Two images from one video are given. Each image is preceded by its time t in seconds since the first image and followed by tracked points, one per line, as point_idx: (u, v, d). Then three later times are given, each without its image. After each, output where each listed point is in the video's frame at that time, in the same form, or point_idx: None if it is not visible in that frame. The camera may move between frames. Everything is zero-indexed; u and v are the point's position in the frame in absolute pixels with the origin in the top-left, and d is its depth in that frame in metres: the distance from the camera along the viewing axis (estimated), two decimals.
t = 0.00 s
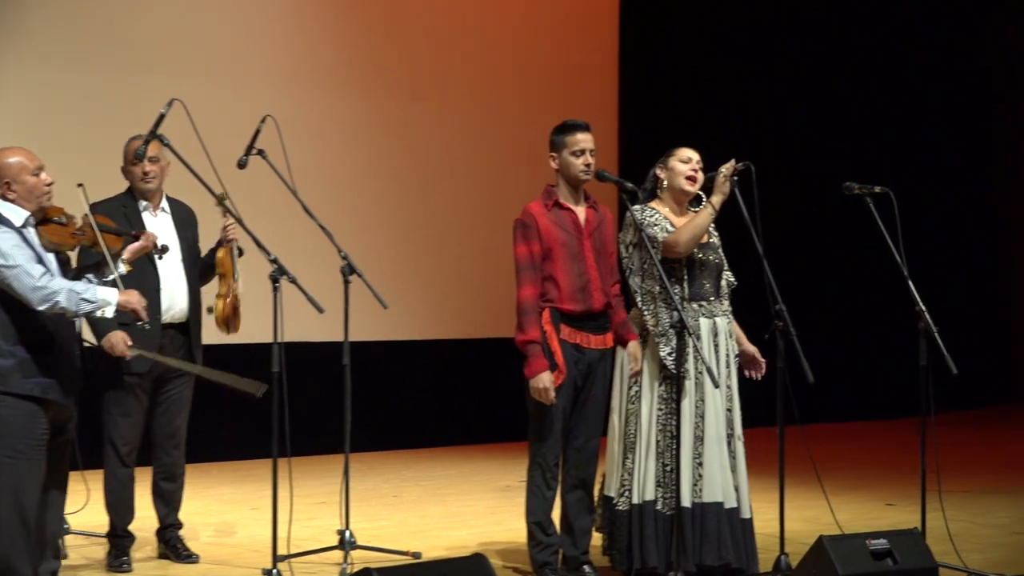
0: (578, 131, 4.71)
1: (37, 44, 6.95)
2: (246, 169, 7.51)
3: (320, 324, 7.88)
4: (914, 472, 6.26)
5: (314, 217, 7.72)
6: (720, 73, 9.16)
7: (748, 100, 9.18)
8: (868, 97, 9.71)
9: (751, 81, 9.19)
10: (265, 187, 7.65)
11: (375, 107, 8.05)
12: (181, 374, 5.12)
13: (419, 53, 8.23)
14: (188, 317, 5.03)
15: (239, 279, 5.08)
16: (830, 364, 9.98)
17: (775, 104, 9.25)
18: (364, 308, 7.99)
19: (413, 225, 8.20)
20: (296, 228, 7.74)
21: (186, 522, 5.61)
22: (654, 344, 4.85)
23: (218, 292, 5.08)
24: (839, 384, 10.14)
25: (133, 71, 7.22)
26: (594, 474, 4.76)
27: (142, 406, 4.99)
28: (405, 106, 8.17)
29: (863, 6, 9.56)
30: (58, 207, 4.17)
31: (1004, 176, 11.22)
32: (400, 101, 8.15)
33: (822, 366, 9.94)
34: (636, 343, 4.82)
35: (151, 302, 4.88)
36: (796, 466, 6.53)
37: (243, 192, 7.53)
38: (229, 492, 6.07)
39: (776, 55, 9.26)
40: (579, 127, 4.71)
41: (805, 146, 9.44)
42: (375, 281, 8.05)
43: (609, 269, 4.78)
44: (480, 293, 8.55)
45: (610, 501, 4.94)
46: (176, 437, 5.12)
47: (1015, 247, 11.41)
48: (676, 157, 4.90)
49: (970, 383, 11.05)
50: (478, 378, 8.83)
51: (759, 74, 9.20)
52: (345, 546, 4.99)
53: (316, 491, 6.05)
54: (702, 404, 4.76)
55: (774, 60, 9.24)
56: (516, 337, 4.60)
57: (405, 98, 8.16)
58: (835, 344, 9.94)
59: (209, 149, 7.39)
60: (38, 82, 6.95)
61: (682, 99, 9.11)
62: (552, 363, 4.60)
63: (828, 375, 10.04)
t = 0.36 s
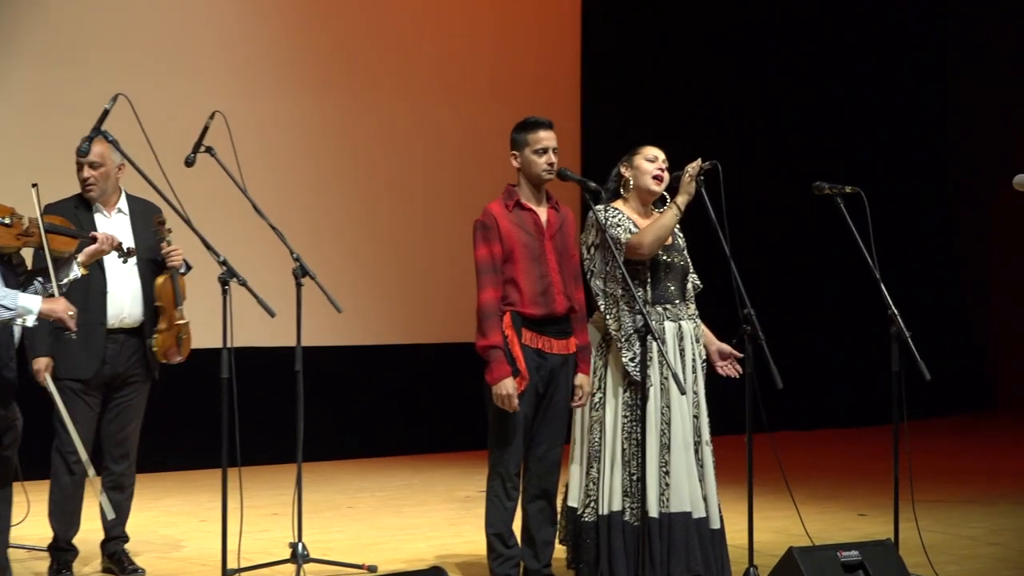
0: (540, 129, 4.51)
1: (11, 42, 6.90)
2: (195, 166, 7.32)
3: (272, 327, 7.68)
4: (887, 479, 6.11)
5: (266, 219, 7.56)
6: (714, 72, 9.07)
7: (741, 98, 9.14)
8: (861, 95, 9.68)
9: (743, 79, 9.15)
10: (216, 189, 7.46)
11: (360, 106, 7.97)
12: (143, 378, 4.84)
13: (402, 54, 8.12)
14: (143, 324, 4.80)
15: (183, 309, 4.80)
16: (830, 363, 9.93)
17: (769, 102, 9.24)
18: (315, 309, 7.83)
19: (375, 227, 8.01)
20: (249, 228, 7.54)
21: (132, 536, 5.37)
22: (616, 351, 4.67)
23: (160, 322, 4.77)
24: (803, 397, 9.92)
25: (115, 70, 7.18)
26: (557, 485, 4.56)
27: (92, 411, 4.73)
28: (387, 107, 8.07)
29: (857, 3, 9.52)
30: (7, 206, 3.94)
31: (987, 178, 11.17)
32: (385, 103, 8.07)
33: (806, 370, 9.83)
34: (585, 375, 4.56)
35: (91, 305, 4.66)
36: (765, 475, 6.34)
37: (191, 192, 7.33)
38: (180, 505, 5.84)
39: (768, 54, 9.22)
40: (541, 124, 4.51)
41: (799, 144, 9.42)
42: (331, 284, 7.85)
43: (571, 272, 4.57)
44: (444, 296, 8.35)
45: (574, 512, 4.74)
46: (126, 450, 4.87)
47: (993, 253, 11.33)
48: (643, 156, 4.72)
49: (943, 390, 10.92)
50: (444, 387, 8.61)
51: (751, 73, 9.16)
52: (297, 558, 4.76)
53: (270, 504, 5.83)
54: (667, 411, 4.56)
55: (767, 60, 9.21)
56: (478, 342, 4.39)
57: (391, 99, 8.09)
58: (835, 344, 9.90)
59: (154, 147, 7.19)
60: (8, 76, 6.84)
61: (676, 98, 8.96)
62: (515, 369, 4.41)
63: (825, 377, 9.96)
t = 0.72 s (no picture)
0: (512, 129, 4.33)
1: (5, 37, 6.80)
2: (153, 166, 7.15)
3: (234, 335, 7.48)
4: (873, 491, 5.96)
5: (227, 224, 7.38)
6: (713, 71, 8.96)
7: (741, 98, 9.06)
8: (862, 95, 9.68)
9: (744, 79, 9.06)
10: (174, 194, 7.27)
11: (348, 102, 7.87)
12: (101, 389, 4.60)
13: (380, 55, 7.99)
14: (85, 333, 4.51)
15: (113, 324, 4.41)
16: (830, 363, 9.82)
17: (769, 102, 9.16)
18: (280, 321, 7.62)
19: (344, 232, 7.85)
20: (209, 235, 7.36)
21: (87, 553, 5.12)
22: (590, 358, 4.51)
23: (88, 338, 4.41)
24: (803, 396, 9.79)
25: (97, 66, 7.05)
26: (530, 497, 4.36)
27: (46, 422, 4.50)
28: (366, 106, 7.95)
29: (857, 4, 9.56)
30: None
31: (984, 180, 11.01)
32: (370, 104, 7.96)
33: (807, 372, 9.72)
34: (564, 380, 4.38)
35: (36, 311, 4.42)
36: (747, 489, 6.11)
37: (150, 197, 7.15)
38: (135, 521, 5.59)
39: (767, 53, 9.14)
40: (513, 124, 4.33)
41: (799, 145, 9.34)
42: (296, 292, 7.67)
43: (546, 277, 4.37)
44: (415, 304, 8.17)
45: (545, 526, 4.55)
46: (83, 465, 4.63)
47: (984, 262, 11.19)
48: (616, 157, 4.54)
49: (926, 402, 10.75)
50: (414, 397, 8.41)
51: (751, 73, 9.08)
52: None
53: (229, 518, 5.60)
54: (642, 421, 4.39)
55: (767, 59, 9.13)
56: (446, 350, 4.19)
57: (377, 100, 7.99)
58: (835, 343, 9.81)
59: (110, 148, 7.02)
60: None
61: (676, 98, 8.84)
62: (485, 378, 4.21)
63: (828, 378, 9.86)
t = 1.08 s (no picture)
0: (493, 131, 4.13)
1: None
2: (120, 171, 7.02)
3: (206, 345, 7.33)
4: (866, 508, 5.77)
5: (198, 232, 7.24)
6: (713, 71, 8.83)
7: (741, 98, 8.94)
8: (862, 95, 9.55)
9: (744, 79, 8.93)
10: (144, 200, 7.14)
11: (342, 102, 7.81)
12: (59, 414, 4.43)
13: (376, 49, 7.92)
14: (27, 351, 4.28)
15: (50, 341, 4.16)
16: (829, 363, 9.67)
17: (769, 102, 9.02)
18: (254, 327, 7.51)
19: (324, 240, 7.73)
20: (180, 243, 7.23)
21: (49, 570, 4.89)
22: (573, 369, 4.31)
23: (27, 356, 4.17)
24: (803, 397, 9.60)
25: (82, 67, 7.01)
26: (511, 514, 4.14)
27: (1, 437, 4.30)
28: (355, 109, 7.86)
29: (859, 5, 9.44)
30: None
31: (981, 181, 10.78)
32: (362, 107, 7.88)
33: (807, 372, 9.56)
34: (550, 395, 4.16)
35: None
36: (739, 503, 5.97)
37: (117, 203, 7.03)
38: (101, 539, 5.37)
39: (767, 53, 9.00)
40: (494, 127, 4.13)
41: (799, 146, 9.19)
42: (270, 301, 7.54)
43: (529, 286, 4.18)
44: (401, 312, 8.03)
45: (527, 544, 4.35)
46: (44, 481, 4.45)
47: (981, 268, 10.96)
48: (602, 161, 4.35)
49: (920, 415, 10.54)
50: (394, 411, 8.19)
51: (751, 72, 8.94)
52: None
53: (199, 536, 5.38)
54: (628, 434, 4.26)
55: (767, 59, 8.99)
56: (426, 362, 3.98)
57: (369, 104, 7.91)
58: (835, 343, 9.66)
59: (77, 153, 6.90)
60: None
61: (676, 98, 8.73)
62: (466, 392, 4.01)
63: (826, 378, 9.68)
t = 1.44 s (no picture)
0: (484, 129, 3.97)
1: None
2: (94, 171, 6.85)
3: (185, 352, 7.18)
4: (869, 520, 5.60)
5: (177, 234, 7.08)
6: (713, 73, 8.67)
7: (741, 100, 8.77)
8: (861, 98, 9.35)
9: (744, 81, 8.76)
10: (121, 200, 6.99)
11: (343, 102, 7.70)
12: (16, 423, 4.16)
13: (375, 50, 7.80)
14: None
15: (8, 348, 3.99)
16: (829, 363, 9.44)
17: (769, 105, 8.84)
18: (235, 335, 7.28)
19: (313, 243, 7.58)
20: (157, 247, 7.09)
21: None
22: (567, 375, 4.14)
23: None
24: (803, 397, 9.37)
25: (74, 63, 6.89)
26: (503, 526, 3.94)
27: None
28: (356, 109, 7.74)
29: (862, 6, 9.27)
30: None
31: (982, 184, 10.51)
32: (362, 107, 7.76)
33: (808, 372, 9.35)
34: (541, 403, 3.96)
35: None
36: (738, 515, 5.80)
37: (94, 206, 6.89)
38: (77, 552, 5.18)
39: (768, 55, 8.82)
40: (485, 124, 3.97)
41: (799, 148, 8.99)
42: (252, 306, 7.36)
43: (522, 289, 3.98)
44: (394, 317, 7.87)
45: (517, 558, 4.16)
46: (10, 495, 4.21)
47: (981, 268, 10.69)
48: (598, 160, 4.17)
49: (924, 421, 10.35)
50: (386, 417, 8.02)
51: (752, 74, 8.77)
52: None
53: (179, 549, 5.19)
54: (624, 444, 4.07)
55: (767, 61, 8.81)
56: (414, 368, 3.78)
57: (370, 104, 7.79)
58: (835, 343, 9.43)
59: (53, 152, 6.76)
60: None
61: (677, 99, 8.58)
62: (455, 399, 3.79)
63: (827, 378, 9.45)
